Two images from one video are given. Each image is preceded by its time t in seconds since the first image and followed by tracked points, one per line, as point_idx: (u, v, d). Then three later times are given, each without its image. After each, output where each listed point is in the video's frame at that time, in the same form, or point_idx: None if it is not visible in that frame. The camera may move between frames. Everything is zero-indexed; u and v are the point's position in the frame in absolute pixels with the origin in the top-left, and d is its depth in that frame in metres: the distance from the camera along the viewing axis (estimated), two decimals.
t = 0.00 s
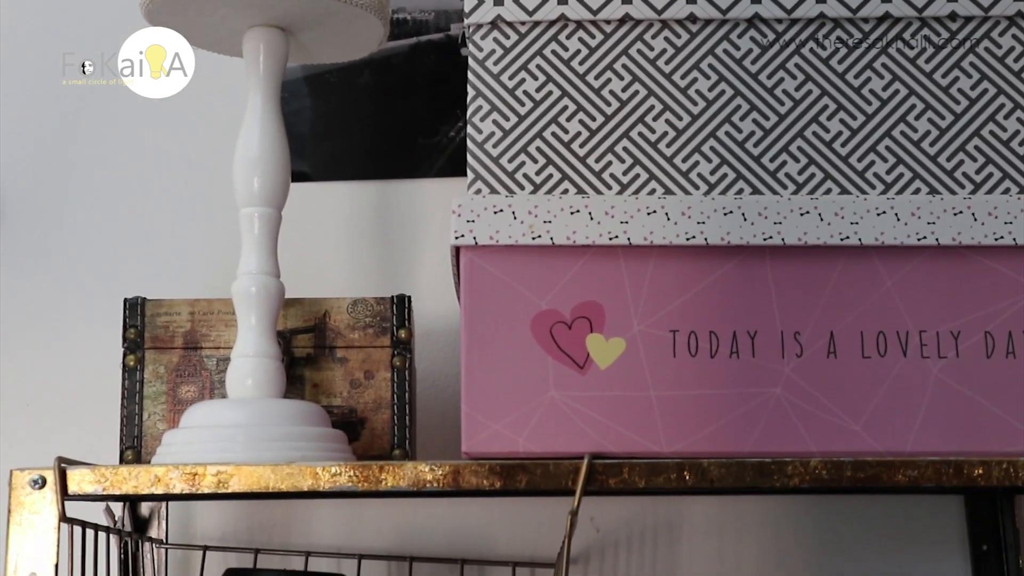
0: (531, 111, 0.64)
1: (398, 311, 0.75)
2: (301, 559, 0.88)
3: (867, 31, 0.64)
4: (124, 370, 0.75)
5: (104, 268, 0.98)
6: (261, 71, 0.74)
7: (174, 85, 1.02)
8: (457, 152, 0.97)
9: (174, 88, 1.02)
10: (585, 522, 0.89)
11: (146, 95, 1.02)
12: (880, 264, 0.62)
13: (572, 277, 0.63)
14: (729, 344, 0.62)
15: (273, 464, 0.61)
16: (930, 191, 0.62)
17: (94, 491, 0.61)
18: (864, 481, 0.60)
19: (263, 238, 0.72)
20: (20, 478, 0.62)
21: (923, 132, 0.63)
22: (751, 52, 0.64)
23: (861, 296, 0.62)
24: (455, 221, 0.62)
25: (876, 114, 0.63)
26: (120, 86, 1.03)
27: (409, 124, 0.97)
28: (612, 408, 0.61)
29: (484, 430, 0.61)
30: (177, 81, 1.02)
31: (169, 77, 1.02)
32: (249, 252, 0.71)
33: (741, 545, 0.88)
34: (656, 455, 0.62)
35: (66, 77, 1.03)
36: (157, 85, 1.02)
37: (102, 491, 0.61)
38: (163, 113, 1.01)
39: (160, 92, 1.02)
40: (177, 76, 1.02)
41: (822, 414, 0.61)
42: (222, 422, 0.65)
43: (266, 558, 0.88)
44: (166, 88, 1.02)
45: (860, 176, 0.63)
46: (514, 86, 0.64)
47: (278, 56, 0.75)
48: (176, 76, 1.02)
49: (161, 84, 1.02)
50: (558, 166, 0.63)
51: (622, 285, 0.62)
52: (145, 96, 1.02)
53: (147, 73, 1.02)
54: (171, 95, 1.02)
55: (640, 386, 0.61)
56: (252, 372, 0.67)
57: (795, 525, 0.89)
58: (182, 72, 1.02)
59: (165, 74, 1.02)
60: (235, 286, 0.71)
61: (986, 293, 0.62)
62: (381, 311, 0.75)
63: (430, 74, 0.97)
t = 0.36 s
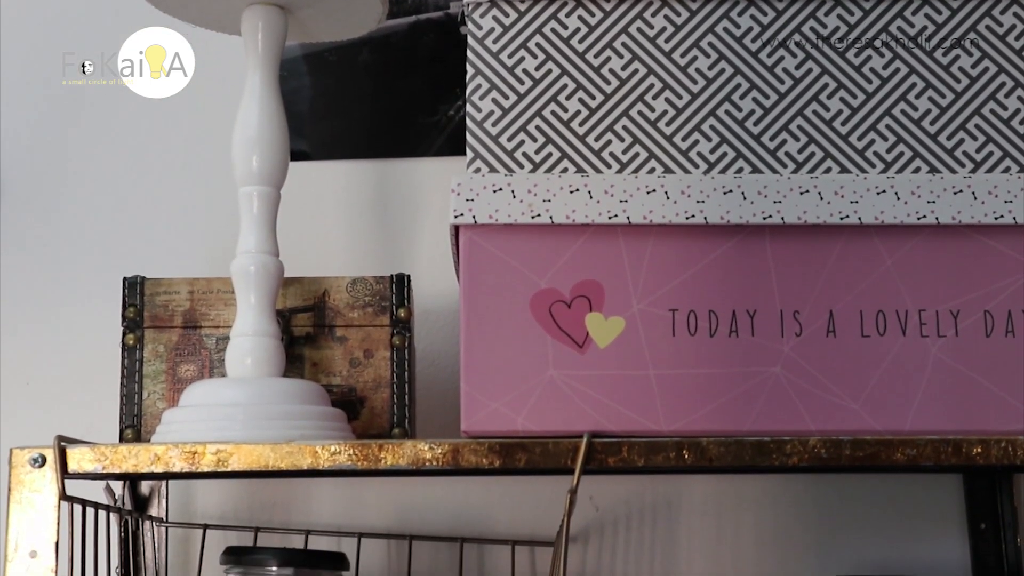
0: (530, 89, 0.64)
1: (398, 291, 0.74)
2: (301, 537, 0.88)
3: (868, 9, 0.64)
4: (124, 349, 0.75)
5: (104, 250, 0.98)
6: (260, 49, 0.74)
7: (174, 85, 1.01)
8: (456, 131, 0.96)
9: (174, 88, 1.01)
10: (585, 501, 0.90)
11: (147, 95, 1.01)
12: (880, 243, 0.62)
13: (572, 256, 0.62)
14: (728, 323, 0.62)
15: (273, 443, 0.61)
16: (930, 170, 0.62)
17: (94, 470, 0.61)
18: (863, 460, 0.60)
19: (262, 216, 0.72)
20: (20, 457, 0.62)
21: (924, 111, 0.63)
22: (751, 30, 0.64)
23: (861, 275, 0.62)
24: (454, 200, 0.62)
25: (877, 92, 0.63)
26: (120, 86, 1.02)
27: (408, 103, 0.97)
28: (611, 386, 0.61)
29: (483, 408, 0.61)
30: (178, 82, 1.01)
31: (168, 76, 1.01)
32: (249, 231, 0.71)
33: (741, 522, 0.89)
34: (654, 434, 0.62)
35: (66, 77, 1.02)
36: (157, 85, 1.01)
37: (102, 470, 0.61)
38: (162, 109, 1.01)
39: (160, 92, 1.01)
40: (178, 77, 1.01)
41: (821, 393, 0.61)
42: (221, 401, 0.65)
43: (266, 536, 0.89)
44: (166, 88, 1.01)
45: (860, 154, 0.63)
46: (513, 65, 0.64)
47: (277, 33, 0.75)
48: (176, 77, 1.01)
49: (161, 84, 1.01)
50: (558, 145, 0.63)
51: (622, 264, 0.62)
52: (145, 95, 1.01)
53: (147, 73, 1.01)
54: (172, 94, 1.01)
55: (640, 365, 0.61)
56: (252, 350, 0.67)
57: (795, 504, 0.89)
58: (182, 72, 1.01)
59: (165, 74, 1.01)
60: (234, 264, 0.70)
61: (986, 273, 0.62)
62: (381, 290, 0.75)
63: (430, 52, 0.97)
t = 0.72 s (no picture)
0: (530, 66, 0.64)
1: (398, 269, 0.75)
2: (302, 513, 0.89)
3: None
4: (124, 326, 0.75)
5: (105, 234, 0.98)
6: (259, 25, 0.74)
7: (174, 85, 1.00)
8: (456, 109, 0.96)
9: (174, 88, 1.00)
10: (584, 478, 0.90)
11: (147, 94, 1.01)
12: (880, 220, 0.62)
13: (572, 233, 0.63)
14: (729, 300, 0.62)
15: (273, 420, 0.61)
16: (931, 147, 0.62)
17: (95, 446, 0.61)
18: (863, 436, 0.60)
19: (262, 193, 0.72)
20: (21, 433, 0.62)
21: (925, 88, 0.63)
22: (752, 7, 0.64)
23: (861, 252, 0.62)
24: (455, 177, 0.62)
25: (878, 69, 0.63)
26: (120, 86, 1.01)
27: (408, 80, 0.96)
28: (611, 363, 0.62)
29: (483, 385, 0.61)
30: (178, 82, 1.00)
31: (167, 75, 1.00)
32: (249, 208, 0.71)
33: (741, 500, 0.89)
34: (653, 410, 0.62)
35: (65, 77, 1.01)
36: (157, 84, 1.00)
37: (103, 447, 0.61)
38: (162, 110, 1.00)
39: (159, 91, 1.00)
40: (178, 77, 1.00)
41: (821, 370, 0.61)
42: (222, 377, 0.65)
43: (268, 513, 0.89)
44: (166, 88, 1.01)
45: (861, 131, 0.63)
46: (513, 41, 0.64)
47: (276, 9, 0.75)
48: (176, 77, 1.00)
49: (161, 84, 1.00)
50: (558, 122, 0.63)
51: (622, 241, 0.62)
52: (145, 94, 1.00)
53: (147, 73, 1.01)
54: (172, 94, 1.00)
55: (640, 342, 0.62)
56: (253, 327, 0.67)
57: (795, 484, 0.89)
58: (182, 72, 1.00)
59: (165, 74, 1.00)
60: (234, 241, 0.70)
61: (986, 249, 0.62)
62: (381, 267, 0.75)
63: (429, 30, 0.96)
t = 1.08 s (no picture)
0: (530, 45, 0.64)
1: (398, 248, 0.74)
2: (303, 492, 0.89)
3: None
4: (124, 306, 0.75)
5: (105, 223, 0.98)
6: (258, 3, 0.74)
7: (174, 85, 1.00)
8: (457, 88, 0.96)
9: (174, 88, 1.00)
10: (584, 457, 0.90)
11: (147, 95, 1.00)
12: (881, 199, 0.62)
13: (572, 212, 0.62)
14: (729, 280, 0.62)
15: (273, 399, 0.61)
16: (931, 126, 0.62)
17: (96, 425, 0.61)
18: (862, 415, 0.60)
19: (262, 172, 0.72)
20: (21, 412, 0.62)
21: (926, 67, 0.63)
22: None
23: (861, 231, 0.62)
24: (455, 156, 0.62)
25: (879, 48, 0.63)
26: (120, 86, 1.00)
27: (408, 59, 0.96)
28: (611, 342, 0.62)
29: (484, 364, 0.61)
30: (178, 82, 0.99)
31: (167, 77, 1.00)
32: (249, 187, 0.71)
33: (741, 481, 0.89)
34: (654, 389, 0.62)
35: (65, 78, 1.00)
36: (157, 85, 1.00)
37: (104, 425, 0.61)
38: (161, 105, 0.99)
39: (160, 92, 1.00)
40: (178, 77, 0.99)
41: (821, 350, 0.61)
42: (222, 356, 0.65)
43: (268, 492, 0.89)
44: (166, 88, 1.00)
45: (862, 110, 0.62)
46: (514, 20, 0.64)
47: None
48: (177, 77, 1.00)
49: (161, 84, 1.00)
50: (558, 101, 0.63)
51: (622, 221, 0.62)
52: (145, 95, 1.00)
53: (147, 73, 1.00)
54: (171, 94, 1.00)
55: (640, 321, 0.62)
56: (253, 306, 0.67)
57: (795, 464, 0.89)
58: (182, 72, 1.00)
59: (165, 74, 0.99)
60: (235, 220, 0.70)
61: (987, 228, 0.62)
62: (381, 246, 0.75)
63: (431, 8, 0.96)
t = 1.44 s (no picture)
0: (530, 22, 0.63)
1: (398, 225, 0.74)
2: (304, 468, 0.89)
3: None
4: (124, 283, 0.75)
5: (105, 212, 0.97)
6: None
7: (174, 86, 0.99)
8: (456, 64, 0.96)
9: (174, 88, 0.99)
10: (584, 435, 0.90)
11: (147, 95, 0.99)
12: (881, 176, 0.62)
13: (572, 189, 0.62)
14: (729, 257, 0.62)
15: (273, 375, 0.61)
16: (931, 102, 0.62)
17: (97, 402, 0.62)
18: (861, 391, 0.60)
19: (262, 149, 0.72)
20: (23, 388, 0.62)
21: (927, 43, 0.63)
22: None
23: (861, 208, 0.62)
24: (455, 133, 0.62)
25: (880, 24, 0.63)
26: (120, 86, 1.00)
27: (408, 36, 0.96)
28: (610, 319, 0.62)
29: (484, 340, 0.61)
30: (179, 82, 0.99)
31: (167, 77, 0.99)
32: (249, 164, 0.71)
33: (740, 461, 0.89)
34: (654, 365, 0.62)
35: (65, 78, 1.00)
36: (158, 85, 0.99)
37: (105, 402, 0.61)
38: (160, 90, 0.99)
39: (160, 92, 0.99)
40: (178, 77, 0.99)
41: (821, 326, 0.61)
42: (222, 333, 0.65)
43: (268, 469, 0.89)
44: (166, 88, 0.99)
45: (862, 86, 0.62)
46: None
47: None
48: (177, 77, 0.99)
49: (161, 84, 0.99)
50: (558, 78, 0.63)
51: (622, 198, 0.62)
52: (145, 95, 0.99)
53: (147, 73, 0.99)
54: (172, 95, 0.99)
55: (640, 298, 0.62)
56: (253, 283, 0.67)
57: (794, 442, 0.89)
58: (182, 72, 0.99)
59: (165, 74, 0.99)
60: (235, 197, 0.70)
61: (987, 204, 0.62)
62: (381, 223, 0.75)
63: None
